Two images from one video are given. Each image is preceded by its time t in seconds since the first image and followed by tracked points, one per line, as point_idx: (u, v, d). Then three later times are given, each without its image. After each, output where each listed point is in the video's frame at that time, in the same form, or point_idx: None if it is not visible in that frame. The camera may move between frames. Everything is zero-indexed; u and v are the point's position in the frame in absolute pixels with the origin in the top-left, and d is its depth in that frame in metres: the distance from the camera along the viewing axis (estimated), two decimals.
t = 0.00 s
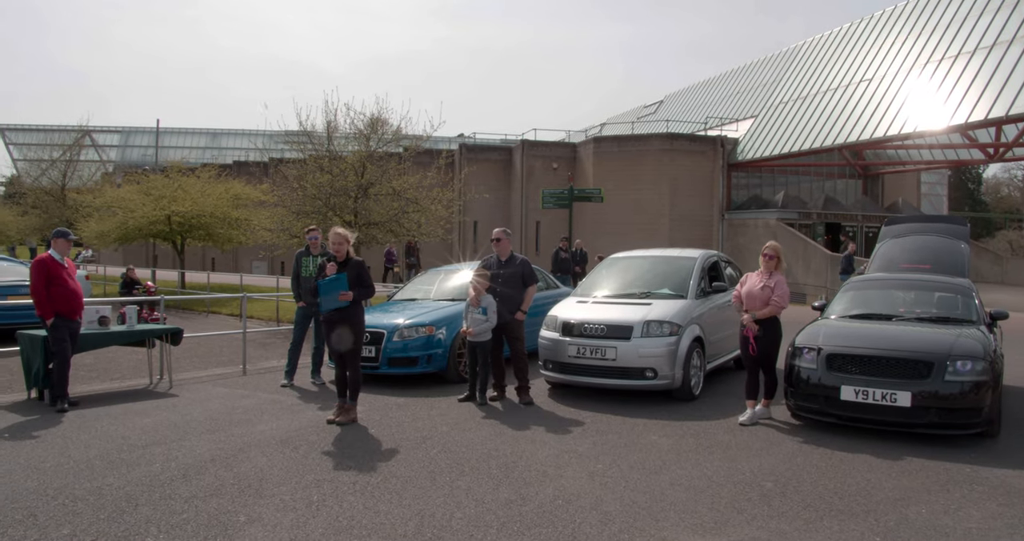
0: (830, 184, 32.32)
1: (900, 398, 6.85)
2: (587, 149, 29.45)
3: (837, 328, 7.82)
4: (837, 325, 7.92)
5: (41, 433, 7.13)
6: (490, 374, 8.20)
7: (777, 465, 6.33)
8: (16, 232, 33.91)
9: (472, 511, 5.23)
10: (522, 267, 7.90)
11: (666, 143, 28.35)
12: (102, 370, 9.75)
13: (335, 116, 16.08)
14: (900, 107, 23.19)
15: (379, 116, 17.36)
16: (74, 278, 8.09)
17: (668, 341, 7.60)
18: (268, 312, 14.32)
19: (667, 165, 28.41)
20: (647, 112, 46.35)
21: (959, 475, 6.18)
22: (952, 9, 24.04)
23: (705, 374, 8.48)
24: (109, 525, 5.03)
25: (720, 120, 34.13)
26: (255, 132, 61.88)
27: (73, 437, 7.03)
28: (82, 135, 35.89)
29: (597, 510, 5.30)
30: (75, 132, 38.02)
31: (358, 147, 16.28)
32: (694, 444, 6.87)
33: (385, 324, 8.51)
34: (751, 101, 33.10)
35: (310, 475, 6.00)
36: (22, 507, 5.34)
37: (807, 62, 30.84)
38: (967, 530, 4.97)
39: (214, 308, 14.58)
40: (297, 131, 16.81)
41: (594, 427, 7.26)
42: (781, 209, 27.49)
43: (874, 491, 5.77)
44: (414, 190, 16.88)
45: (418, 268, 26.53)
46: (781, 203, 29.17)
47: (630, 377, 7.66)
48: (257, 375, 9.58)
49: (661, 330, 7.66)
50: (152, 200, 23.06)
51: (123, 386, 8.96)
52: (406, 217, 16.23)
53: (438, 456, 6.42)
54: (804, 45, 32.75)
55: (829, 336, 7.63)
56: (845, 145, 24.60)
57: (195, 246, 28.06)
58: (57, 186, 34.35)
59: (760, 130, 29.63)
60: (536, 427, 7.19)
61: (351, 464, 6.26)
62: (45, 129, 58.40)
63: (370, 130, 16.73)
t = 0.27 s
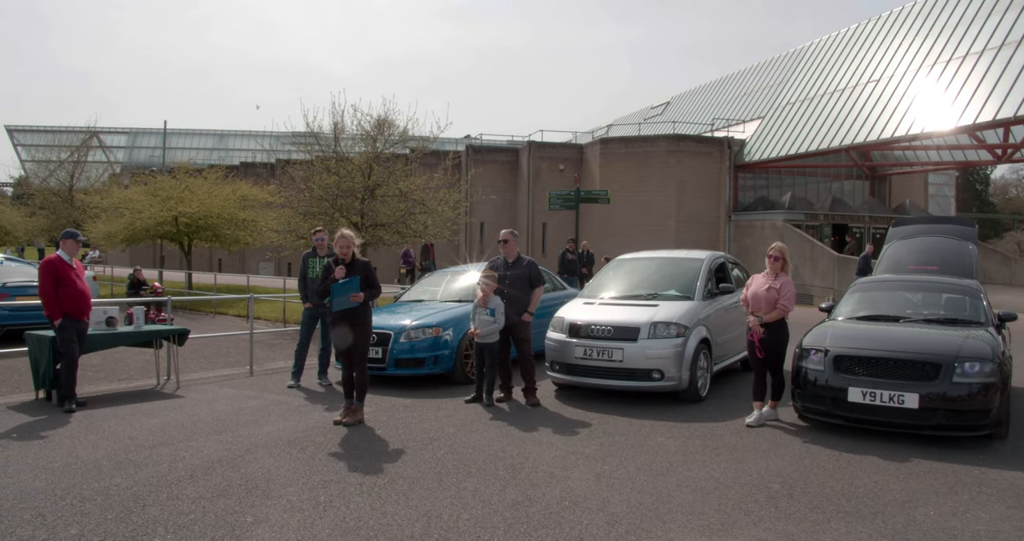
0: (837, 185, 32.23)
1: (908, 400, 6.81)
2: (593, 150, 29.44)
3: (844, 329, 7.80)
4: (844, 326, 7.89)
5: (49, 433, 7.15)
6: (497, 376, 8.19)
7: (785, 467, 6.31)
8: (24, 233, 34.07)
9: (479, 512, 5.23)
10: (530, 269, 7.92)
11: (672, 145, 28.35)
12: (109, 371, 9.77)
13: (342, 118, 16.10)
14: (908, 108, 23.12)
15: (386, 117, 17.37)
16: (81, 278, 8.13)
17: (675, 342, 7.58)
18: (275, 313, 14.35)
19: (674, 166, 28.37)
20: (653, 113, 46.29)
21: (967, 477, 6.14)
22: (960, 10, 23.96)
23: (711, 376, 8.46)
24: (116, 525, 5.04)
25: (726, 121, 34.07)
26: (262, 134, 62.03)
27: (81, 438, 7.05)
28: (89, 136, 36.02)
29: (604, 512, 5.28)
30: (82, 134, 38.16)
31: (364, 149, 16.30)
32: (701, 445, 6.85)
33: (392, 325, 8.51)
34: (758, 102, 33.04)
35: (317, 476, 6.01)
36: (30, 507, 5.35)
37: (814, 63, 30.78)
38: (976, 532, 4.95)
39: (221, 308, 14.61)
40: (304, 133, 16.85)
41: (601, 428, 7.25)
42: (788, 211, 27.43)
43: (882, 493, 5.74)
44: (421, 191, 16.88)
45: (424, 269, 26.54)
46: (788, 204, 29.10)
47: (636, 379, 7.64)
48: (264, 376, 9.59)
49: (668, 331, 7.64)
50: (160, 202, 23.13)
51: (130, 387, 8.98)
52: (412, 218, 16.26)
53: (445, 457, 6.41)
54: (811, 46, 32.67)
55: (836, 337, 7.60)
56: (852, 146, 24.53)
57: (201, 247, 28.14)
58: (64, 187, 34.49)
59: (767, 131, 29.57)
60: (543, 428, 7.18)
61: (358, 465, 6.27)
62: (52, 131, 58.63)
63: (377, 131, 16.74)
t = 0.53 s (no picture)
0: (842, 186, 32.16)
1: (913, 401, 6.79)
2: (598, 151, 29.43)
3: (849, 330, 7.78)
4: (849, 328, 7.87)
5: (54, 434, 7.16)
6: (502, 376, 8.17)
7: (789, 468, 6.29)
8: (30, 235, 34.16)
9: (483, 513, 5.23)
10: (533, 270, 7.91)
11: (677, 146, 28.35)
12: (114, 371, 9.77)
13: (346, 119, 16.10)
14: (913, 109, 23.07)
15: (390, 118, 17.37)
16: (86, 280, 8.13)
17: (680, 343, 7.57)
18: (279, 314, 14.37)
19: (678, 167, 28.33)
20: (657, 114, 46.24)
21: (972, 478, 6.12)
22: (964, 11, 23.93)
23: (716, 377, 8.44)
24: (121, 526, 5.04)
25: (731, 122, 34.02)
26: (267, 135, 62.08)
27: (85, 438, 7.06)
28: (94, 138, 36.10)
29: (609, 513, 5.27)
30: (87, 135, 38.22)
31: (369, 150, 16.31)
32: (706, 447, 6.84)
33: (396, 326, 8.51)
34: (762, 103, 32.99)
35: (322, 477, 6.01)
36: (35, 508, 5.37)
37: (819, 65, 30.73)
38: (981, 533, 4.93)
39: (225, 309, 14.63)
40: (308, 133, 16.87)
41: (606, 430, 7.24)
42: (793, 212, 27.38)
43: (886, 494, 5.73)
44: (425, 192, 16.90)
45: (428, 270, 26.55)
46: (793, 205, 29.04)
47: (641, 380, 7.62)
48: (268, 377, 9.60)
49: (672, 332, 7.63)
50: (164, 203, 23.15)
51: (134, 388, 8.98)
52: (417, 219, 16.33)
53: (449, 459, 6.41)
54: (815, 47, 32.63)
55: (841, 338, 7.58)
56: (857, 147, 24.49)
57: (206, 248, 28.17)
58: (69, 188, 34.57)
59: (772, 132, 29.53)
60: (548, 429, 7.17)
61: (363, 465, 6.28)
62: (57, 132, 58.76)
63: (382, 132, 16.72)
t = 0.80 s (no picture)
0: (845, 187, 32.12)
1: (915, 403, 6.78)
2: (600, 152, 29.44)
3: (852, 332, 7.77)
4: (852, 329, 7.86)
5: (57, 434, 7.16)
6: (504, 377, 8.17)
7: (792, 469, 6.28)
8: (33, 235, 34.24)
9: (486, 514, 5.22)
10: (535, 271, 7.91)
11: (680, 147, 28.34)
12: (117, 372, 9.79)
13: (349, 120, 16.10)
14: (916, 111, 23.05)
15: (393, 119, 17.37)
16: (90, 281, 8.14)
17: (682, 344, 7.56)
18: (282, 315, 14.38)
19: (681, 168, 28.31)
20: (660, 116, 46.22)
21: (975, 480, 6.11)
22: (968, 12, 23.90)
23: (719, 378, 8.43)
24: (124, 526, 5.05)
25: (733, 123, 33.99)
26: (270, 136, 62.13)
27: (88, 439, 7.07)
28: (97, 139, 36.15)
29: (611, 514, 5.27)
30: (90, 136, 38.27)
31: (372, 151, 16.31)
32: (708, 448, 6.83)
33: (399, 327, 8.51)
34: (765, 105, 32.97)
35: (324, 477, 6.01)
36: (39, 508, 5.37)
37: (822, 66, 30.69)
38: (984, 535, 4.92)
39: (228, 310, 14.64)
40: (311, 135, 16.88)
41: (608, 431, 7.23)
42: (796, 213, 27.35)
43: (889, 495, 5.72)
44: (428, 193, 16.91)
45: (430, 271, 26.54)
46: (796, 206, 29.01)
47: (644, 381, 7.62)
48: (271, 378, 9.61)
49: (675, 333, 7.62)
50: (167, 204, 23.19)
51: (137, 388, 8.99)
52: (420, 220, 16.31)
53: (452, 459, 6.41)
54: (818, 48, 32.60)
55: (844, 339, 7.57)
56: (860, 148, 24.47)
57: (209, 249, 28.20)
58: (73, 189, 34.62)
59: (775, 133, 29.51)
60: (551, 430, 7.17)
61: (365, 466, 6.28)
62: (61, 133, 58.89)
63: (385, 133, 16.72)
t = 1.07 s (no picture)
0: (849, 188, 32.07)
1: (920, 404, 6.77)
2: (604, 153, 29.43)
3: (856, 333, 7.75)
4: (856, 330, 7.84)
5: (61, 434, 7.18)
6: (508, 379, 8.16)
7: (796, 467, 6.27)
8: (37, 236, 34.32)
9: (489, 515, 5.22)
10: (538, 272, 7.88)
11: (683, 148, 28.32)
12: (121, 372, 9.80)
13: (353, 121, 16.12)
14: (920, 111, 23.01)
15: (397, 120, 17.38)
16: (94, 282, 8.16)
17: (686, 345, 7.55)
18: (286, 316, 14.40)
19: (685, 170, 28.29)
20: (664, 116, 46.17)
21: (980, 482, 6.09)
22: (972, 12, 23.85)
23: (723, 379, 8.41)
24: (127, 527, 5.06)
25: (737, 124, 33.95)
26: (274, 137, 62.21)
27: (92, 439, 7.08)
28: (101, 140, 36.20)
29: (614, 515, 5.27)
30: (95, 137, 38.35)
31: (375, 152, 16.33)
32: (712, 449, 6.82)
33: (402, 328, 8.51)
34: (769, 105, 32.93)
35: (327, 478, 6.01)
36: (42, 508, 5.38)
37: (826, 66, 30.64)
38: (990, 537, 4.90)
39: (232, 311, 14.67)
40: (315, 135, 16.90)
41: (611, 432, 7.22)
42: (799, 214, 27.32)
43: (893, 497, 5.70)
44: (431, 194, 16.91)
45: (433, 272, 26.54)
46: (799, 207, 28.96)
47: (647, 382, 7.61)
48: (274, 379, 9.62)
49: (679, 334, 7.62)
50: (171, 204, 23.23)
51: (141, 389, 9.00)
52: (423, 221, 16.32)
53: (455, 460, 6.41)
54: (822, 48, 32.55)
55: (848, 341, 7.56)
56: (863, 149, 24.43)
57: (213, 250, 28.24)
58: (77, 190, 34.68)
59: (778, 134, 29.48)
60: (554, 432, 7.16)
61: (369, 467, 6.28)
62: (65, 133, 59.02)
63: (388, 134, 16.73)
